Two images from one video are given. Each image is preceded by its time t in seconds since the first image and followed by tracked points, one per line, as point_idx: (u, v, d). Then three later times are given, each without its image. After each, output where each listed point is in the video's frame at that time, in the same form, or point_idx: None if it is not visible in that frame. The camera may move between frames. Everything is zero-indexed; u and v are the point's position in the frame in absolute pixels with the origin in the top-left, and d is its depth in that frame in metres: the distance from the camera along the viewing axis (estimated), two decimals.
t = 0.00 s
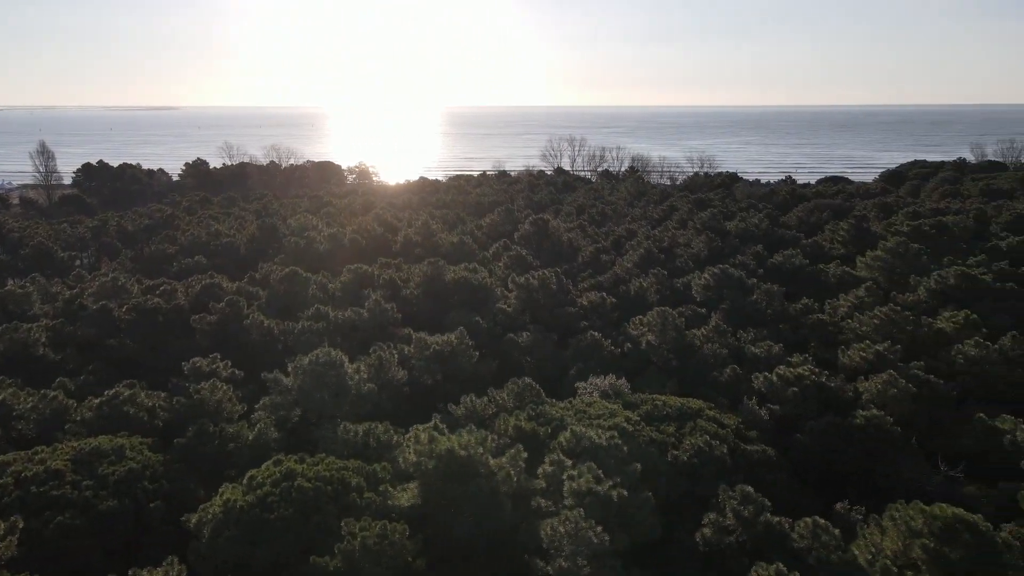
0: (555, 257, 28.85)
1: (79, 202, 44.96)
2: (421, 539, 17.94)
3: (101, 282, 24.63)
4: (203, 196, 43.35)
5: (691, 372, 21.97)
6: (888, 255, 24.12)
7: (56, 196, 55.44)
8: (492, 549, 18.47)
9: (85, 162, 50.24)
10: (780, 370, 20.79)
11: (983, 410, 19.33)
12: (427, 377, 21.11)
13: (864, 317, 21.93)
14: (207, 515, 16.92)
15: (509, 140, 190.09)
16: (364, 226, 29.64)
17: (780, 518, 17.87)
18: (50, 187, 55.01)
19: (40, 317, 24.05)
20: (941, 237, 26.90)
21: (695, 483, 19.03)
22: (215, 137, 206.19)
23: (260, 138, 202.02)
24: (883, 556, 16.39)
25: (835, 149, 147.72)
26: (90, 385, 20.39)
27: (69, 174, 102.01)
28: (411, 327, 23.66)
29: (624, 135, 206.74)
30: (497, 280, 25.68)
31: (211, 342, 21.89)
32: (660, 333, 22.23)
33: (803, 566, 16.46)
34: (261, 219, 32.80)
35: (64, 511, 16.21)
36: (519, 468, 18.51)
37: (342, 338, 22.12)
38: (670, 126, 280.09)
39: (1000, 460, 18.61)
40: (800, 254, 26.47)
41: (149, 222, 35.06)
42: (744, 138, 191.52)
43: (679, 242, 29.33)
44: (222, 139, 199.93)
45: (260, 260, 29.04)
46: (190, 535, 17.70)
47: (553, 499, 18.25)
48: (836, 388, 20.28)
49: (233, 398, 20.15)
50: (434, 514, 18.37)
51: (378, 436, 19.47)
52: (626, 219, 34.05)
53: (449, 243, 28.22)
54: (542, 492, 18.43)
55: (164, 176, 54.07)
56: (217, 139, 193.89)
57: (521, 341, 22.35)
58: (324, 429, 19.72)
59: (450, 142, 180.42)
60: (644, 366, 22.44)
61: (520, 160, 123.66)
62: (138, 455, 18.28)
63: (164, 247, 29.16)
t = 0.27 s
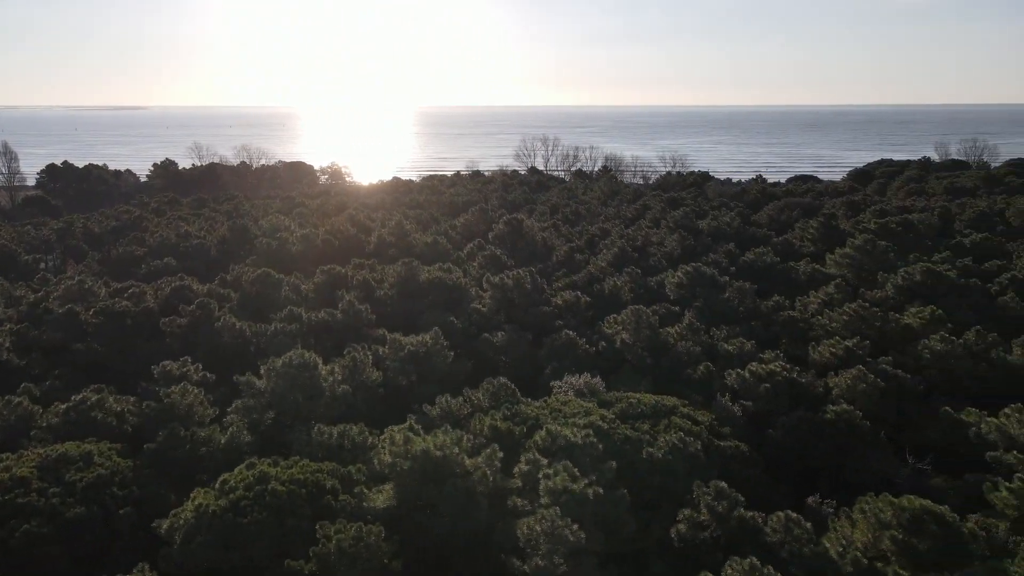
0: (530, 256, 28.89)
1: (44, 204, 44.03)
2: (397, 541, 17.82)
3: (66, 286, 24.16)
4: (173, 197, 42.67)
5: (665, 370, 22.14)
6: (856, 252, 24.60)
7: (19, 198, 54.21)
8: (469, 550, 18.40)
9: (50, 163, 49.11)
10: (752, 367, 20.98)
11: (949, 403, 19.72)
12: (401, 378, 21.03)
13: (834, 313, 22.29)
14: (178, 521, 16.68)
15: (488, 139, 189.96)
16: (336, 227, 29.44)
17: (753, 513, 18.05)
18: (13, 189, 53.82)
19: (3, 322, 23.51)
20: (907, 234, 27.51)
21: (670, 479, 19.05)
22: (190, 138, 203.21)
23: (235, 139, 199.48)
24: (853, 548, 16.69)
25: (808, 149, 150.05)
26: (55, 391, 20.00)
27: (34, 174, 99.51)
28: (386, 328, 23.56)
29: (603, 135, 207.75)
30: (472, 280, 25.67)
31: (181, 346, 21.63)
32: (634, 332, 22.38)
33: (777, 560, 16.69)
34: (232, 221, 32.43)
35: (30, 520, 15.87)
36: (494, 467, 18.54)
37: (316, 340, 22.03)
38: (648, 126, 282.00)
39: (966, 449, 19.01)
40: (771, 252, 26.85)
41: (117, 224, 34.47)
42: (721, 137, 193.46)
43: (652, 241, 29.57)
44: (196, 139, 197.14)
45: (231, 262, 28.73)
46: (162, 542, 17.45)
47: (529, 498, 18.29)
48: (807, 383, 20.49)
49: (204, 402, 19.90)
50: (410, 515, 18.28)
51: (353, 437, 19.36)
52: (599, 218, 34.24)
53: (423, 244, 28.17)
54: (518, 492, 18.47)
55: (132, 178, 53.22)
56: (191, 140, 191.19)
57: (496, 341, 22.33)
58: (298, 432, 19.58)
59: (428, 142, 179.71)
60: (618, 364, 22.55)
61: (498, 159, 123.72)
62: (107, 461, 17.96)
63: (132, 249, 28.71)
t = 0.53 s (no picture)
0: (504, 256, 28.92)
1: (7, 206, 43.00)
2: (373, 544, 17.72)
3: (31, 290, 23.64)
4: (141, 198, 41.94)
5: (639, 368, 22.28)
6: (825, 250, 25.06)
7: None
8: (446, 551, 18.35)
9: (13, 163, 47.88)
10: (725, 364, 21.16)
11: (916, 396, 20.12)
12: (376, 380, 20.93)
13: (804, 310, 22.65)
14: (149, 527, 16.40)
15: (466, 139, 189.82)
16: (309, 227, 29.23)
17: (728, 508, 18.21)
18: None
19: None
20: (873, 231, 28.10)
21: (645, 475, 18.96)
22: (163, 137, 199.91)
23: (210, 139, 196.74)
24: (826, 540, 17.03)
25: (781, 148, 152.27)
26: (19, 397, 19.54)
27: None
28: (360, 329, 23.43)
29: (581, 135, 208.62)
30: (446, 280, 25.64)
31: (151, 349, 21.31)
32: (608, 330, 22.48)
33: (750, 553, 16.83)
34: (202, 222, 32.02)
35: None
36: (470, 467, 18.56)
37: (289, 342, 21.89)
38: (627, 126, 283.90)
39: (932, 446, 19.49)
40: (743, 250, 27.20)
41: (84, 226, 33.80)
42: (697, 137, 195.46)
43: (626, 240, 29.78)
44: (170, 139, 193.98)
45: (201, 264, 28.37)
46: (132, 548, 17.15)
47: (505, 497, 18.31)
48: (779, 379, 20.69)
49: (175, 406, 19.62)
50: (386, 516, 18.17)
51: (327, 440, 19.22)
52: (573, 217, 34.40)
53: (397, 244, 28.09)
54: (494, 491, 18.51)
55: (99, 179, 52.23)
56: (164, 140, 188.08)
57: (470, 341, 22.33)
58: (271, 435, 19.39)
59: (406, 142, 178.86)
60: (593, 362, 22.64)
61: (476, 159, 123.71)
62: (74, 468, 17.61)
63: (99, 251, 28.19)
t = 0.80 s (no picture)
0: (478, 256, 28.91)
1: None
2: (349, 545, 17.64)
3: None
4: (108, 199, 41.21)
5: (614, 366, 22.39)
6: (795, 248, 25.48)
7: None
8: (423, 550, 18.39)
9: None
10: (698, 361, 21.31)
11: (885, 391, 20.45)
12: (350, 381, 20.80)
13: (775, 307, 22.97)
14: (119, 534, 16.13)
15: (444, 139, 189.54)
16: (281, 228, 28.98)
17: (702, 503, 18.28)
18: None
19: None
20: (841, 229, 28.63)
21: (619, 474, 19.00)
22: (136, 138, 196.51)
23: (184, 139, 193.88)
24: (798, 533, 17.32)
25: (756, 147, 154.11)
26: None
27: None
28: (334, 331, 23.29)
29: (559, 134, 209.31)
30: (420, 281, 25.58)
31: (120, 353, 20.98)
32: (583, 329, 22.53)
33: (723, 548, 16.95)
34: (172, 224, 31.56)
35: None
36: (446, 467, 18.56)
37: (261, 344, 21.69)
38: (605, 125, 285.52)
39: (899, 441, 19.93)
40: (715, 249, 27.53)
41: (49, 228, 33.11)
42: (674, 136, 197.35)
43: (600, 239, 29.95)
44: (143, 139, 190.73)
45: (170, 266, 27.97)
46: (101, 556, 16.84)
47: (481, 497, 18.28)
48: (751, 375, 20.83)
49: (145, 410, 19.38)
50: (361, 518, 18.13)
51: (301, 442, 19.05)
52: (547, 217, 34.52)
53: (370, 245, 28.01)
54: (470, 491, 18.51)
55: (64, 180, 51.20)
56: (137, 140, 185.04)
57: (445, 341, 22.28)
58: (244, 439, 19.17)
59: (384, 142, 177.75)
60: (568, 361, 22.73)
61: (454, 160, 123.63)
62: (40, 475, 17.26)
63: (65, 254, 27.65)
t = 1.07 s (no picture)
0: (452, 256, 28.84)
1: None
2: (324, 548, 17.53)
3: None
4: (74, 202, 40.42)
5: (589, 365, 22.48)
6: (766, 246, 25.85)
7: None
8: (400, 550, 18.44)
9: None
10: (672, 358, 21.38)
11: (854, 386, 20.75)
12: (324, 383, 20.64)
13: (748, 305, 23.23)
14: (88, 541, 15.81)
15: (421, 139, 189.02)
16: (252, 230, 28.67)
17: (678, 500, 18.33)
18: None
19: None
20: (811, 227, 29.11)
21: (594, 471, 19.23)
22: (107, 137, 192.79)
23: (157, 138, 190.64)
24: (771, 528, 17.54)
25: (731, 146, 155.87)
26: None
27: None
28: (307, 332, 23.11)
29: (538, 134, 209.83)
30: (395, 281, 25.48)
31: (87, 357, 20.60)
32: (558, 328, 22.57)
33: (697, 544, 16.96)
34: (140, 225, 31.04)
35: None
36: (421, 468, 18.48)
37: (233, 347, 21.44)
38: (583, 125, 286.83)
39: (868, 436, 20.23)
40: (687, 247, 27.81)
41: (13, 231, 32.33)
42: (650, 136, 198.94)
43: (574, 239, 30.07)
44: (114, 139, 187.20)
45: (138, 268, 27.50)
46: (70, 564, 16.51)
47: (457, 497, 18.21)
48: (724, 372, 20.93)
49: (114, 415, 19.05)
50: (336, 521, 18.06)
51: (275, 445, 18.84)
52: (521, 216, 34.58)
53: (343, 246, 27.87)
54: (446, 491, 18.44)
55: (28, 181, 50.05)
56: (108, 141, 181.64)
57: (420, 341, 22.19)
58: (216, 443, 18.92)
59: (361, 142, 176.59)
60: (543, 360, 22.78)
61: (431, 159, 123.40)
62: (4, 483, 16.85)
63: (29, 257, 27.04)
